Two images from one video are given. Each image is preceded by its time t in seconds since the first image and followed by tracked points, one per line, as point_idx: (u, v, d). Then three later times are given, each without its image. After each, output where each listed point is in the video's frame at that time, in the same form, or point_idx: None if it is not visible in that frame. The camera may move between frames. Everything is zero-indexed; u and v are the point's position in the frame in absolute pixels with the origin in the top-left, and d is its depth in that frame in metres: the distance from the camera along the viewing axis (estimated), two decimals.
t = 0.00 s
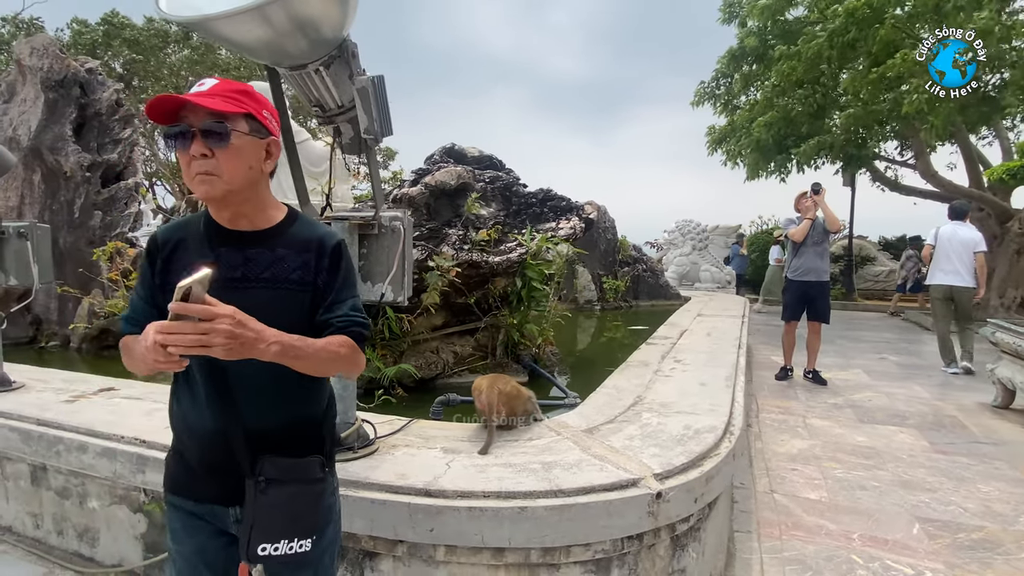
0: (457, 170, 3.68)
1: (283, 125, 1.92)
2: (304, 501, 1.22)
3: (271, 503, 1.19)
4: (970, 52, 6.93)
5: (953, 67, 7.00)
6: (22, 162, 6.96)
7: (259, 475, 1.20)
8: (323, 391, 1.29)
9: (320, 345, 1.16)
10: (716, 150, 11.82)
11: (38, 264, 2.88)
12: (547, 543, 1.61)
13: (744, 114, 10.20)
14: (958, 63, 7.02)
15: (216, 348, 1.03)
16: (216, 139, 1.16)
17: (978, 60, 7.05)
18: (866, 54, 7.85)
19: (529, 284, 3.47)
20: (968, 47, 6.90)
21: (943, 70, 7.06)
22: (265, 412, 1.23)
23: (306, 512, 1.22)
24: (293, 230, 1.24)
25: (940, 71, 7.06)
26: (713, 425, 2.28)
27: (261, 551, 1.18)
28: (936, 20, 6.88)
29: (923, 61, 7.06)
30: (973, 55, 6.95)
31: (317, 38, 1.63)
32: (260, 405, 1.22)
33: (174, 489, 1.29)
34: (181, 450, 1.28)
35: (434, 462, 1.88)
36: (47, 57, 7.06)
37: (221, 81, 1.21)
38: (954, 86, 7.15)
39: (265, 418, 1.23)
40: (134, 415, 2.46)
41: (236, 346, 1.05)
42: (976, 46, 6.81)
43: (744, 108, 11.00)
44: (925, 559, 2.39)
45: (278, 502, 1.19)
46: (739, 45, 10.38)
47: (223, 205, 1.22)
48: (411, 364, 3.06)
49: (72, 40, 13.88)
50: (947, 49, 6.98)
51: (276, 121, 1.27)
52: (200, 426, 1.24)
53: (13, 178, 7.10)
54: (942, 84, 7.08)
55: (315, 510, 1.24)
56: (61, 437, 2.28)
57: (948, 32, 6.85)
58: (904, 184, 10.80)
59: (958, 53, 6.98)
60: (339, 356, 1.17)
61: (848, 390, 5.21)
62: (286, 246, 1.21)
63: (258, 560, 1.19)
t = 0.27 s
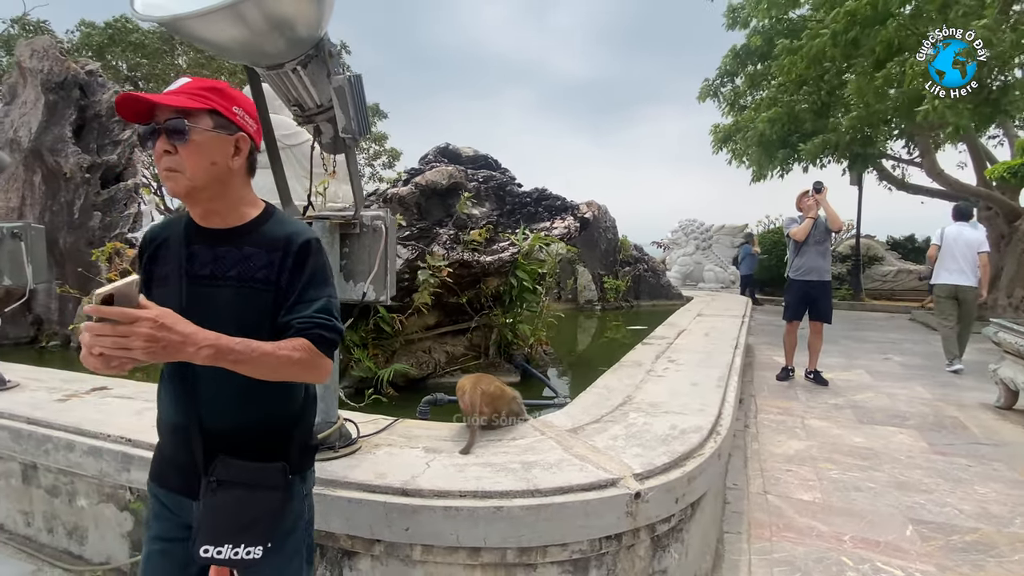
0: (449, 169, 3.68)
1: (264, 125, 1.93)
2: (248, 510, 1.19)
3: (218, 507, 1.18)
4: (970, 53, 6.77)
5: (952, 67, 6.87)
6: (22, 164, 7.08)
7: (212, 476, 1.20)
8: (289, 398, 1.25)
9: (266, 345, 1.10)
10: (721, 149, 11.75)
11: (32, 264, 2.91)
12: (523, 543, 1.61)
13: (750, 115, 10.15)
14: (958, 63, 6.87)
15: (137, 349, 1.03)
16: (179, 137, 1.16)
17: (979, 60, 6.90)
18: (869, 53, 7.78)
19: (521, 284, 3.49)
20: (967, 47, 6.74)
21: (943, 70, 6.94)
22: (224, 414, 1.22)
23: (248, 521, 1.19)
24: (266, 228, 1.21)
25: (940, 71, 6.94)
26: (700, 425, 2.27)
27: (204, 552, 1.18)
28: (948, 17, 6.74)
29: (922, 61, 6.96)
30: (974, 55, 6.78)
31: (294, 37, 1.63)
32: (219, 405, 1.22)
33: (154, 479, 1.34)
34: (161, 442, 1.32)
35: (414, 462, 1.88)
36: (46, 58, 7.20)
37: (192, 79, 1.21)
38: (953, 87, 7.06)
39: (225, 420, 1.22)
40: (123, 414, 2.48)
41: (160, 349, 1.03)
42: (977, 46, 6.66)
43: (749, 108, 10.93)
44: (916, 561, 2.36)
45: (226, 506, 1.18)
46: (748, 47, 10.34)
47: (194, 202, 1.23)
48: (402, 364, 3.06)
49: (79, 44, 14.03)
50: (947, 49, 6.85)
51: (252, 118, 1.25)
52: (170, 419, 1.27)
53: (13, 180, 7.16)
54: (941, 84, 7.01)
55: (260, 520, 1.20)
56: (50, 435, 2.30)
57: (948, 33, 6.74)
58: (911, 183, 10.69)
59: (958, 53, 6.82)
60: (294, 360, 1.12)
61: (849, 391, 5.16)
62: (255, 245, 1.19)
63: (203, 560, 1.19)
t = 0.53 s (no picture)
0: (440, 167, 3.68)
1: (246, 122, 1.93)
2: (167, 512, 1.15)
3: (129, 508, 1.15)
4: (969, 52, 6.89)
5: (953, 67, 6.96)
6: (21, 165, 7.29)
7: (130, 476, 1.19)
8: (216, 399, 1.22)
9: (152, 324, 1.04)
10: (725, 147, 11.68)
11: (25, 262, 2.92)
12: (502, 541, 1.60)
13: (753, 114, 10.09)
14: (958, 63, 6.96)
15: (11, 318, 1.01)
16: (108, 128, 1.17)
17: (980, 60, 6.97)
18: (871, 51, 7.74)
19: (514, 282, 3.48)
20: (967, 47, 6.84)
21: (943, 70, 7.00)
22: (149, 413, 1.21)
23: (169, 525, 1.15)
24: (198, 220, 1.22)
25: (941, 71, 7.01)
26: (688, 424, 2.25)
27: (110, 558, 1.15)
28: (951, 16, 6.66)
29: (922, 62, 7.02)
30: (973, 55, 6.90)
31: (274, 33, 1.63)
32: (145, 405, 1.22)
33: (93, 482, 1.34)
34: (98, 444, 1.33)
35: (397, 459, 1.88)
36: (45, 60, 7.40)
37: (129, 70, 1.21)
38: (953, 86, 7.14)
39: (149, 420, 1.22)
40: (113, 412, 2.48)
41: (37, 317, 1.02)
42: (976, 47, 6.78)
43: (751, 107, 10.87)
44: (908, 561, 2.33)
45: (138, 508, 1.15)
46: (750, 44, 10.31)
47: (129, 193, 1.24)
48: (393, 362, 3.07)
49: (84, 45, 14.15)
50: (948, 49, 6.92)
51: (191, 109, 1.25)
52: (101, 422, 1.28)
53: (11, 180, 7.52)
54: (942, 84, 7.10)
55: (182, 524, 1.16)
56: (38, 432, 2.30)
57: (949, 32, 6.73)
58: (915, 181, 10.62)
59: (958, 53, 6.93)
60: (193, 347, 1.05)
61: (849, 390, 5.12)
62: (185, 237, 1.20)
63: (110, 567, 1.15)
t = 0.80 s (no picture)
0: (433, 167, 3.65)
1: (231, 121, 1.91)
2: (69, 521, 1.14)
3: (31, 515, 1.15)
4: (969, 52, 6.84)
5: (953, 67, 6.88)
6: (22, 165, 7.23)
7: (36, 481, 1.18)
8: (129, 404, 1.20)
9: (38, 290, 1.01)
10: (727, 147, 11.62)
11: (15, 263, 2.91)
12: (485, 545, 1.57)
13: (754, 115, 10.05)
14: (958, 63, 6.89)
15: None
16: (29, 123, 1.17)
17: (979, 60, 6.89)
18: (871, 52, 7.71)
19: (508, 282, 3.47)
20: (967, 47, 6.81)
21: (943, 70, 6.94)
22: (59, 417, 1.20)
23: (71, 534, 1.13)
24: (121, 213, 1.21)
25: (940, 71, 6.93)
26: (679, 426, 2.22)
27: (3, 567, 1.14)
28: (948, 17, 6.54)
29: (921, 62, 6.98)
30: (973, 55, 6.85)
31: (256, 31, 1.61)
32: (56, 408, 1.20)
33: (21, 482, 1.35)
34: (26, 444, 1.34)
35: (381, 462, 1.86)
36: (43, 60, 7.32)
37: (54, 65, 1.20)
38: (953, 86, 7.07)
39: (58, 424, 1.20)
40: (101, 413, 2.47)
41: None
42: (977, 47, 6.75)
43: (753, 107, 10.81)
44: (902, 566, 2.30)
45: (38, 516, 1.15)
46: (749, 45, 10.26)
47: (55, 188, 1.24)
48: (384, 363, 3.05)
49: (87, 45, 14.20)
50: (948, 49, 6.87)
51: (120, 102, 1.23)
52: (19, 424, 1.28)
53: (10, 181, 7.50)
54: (941, 84, 7.03)
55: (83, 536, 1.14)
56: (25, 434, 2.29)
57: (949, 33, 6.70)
58: (917, 182, 10.56)
59: (958, 52, 6.87)
60: (86, 318, 1.02)
61: (849, 392, 5.08)
62: (106, 229, 1.20)
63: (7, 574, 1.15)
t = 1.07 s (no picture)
0: (423, 165, 3.62)
1: (209, 117, 1.88)
2: None
3: None
4: (970, 52, 6.70)
5: (953, 67, 6.79)
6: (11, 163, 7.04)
7: None
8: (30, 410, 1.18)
9: None
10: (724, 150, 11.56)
11: None
12: (463, 551, 1.54)
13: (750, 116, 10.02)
14: (958, 63, 6.77)
15: None
16: None
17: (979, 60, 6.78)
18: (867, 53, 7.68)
19: (498, 281, 3.42)
20: (967, 47, 6.66)
21: (942, 70, 6.87)
22: None
23: None
24: (33, 206, 1.20)
25: (940, 71, 6.88)
26: (665, 428, 2.19)
27: None
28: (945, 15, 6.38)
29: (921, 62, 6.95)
30: (974, 55, 6.70)
31: (228, 23, 1.58)
32: None
33: None
34: None
35: (360, 464, 1.82)
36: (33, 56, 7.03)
37: None
38: (953, 87, 6.95)
39: None
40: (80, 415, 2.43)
41: None
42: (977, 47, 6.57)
43: (750, 108, 10.77)
44: (891, 569, 2.27)
45: None
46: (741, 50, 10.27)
47: None
48: (371, 362, 3.01)
49: (83, 43, 14.15)
50: (947, 49, 6.76)
51: (32, 88, 1.21)
52: None
53: None
54: (941, 85, 6.96)
55: None
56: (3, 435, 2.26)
57: (947, 33, 6.60)
58: (913, 182, 10.55)
59: (958, 53, 6.74)
60: None
61: (843, 392, 5.05)
62: (14, 222, 1.19)
63: None
